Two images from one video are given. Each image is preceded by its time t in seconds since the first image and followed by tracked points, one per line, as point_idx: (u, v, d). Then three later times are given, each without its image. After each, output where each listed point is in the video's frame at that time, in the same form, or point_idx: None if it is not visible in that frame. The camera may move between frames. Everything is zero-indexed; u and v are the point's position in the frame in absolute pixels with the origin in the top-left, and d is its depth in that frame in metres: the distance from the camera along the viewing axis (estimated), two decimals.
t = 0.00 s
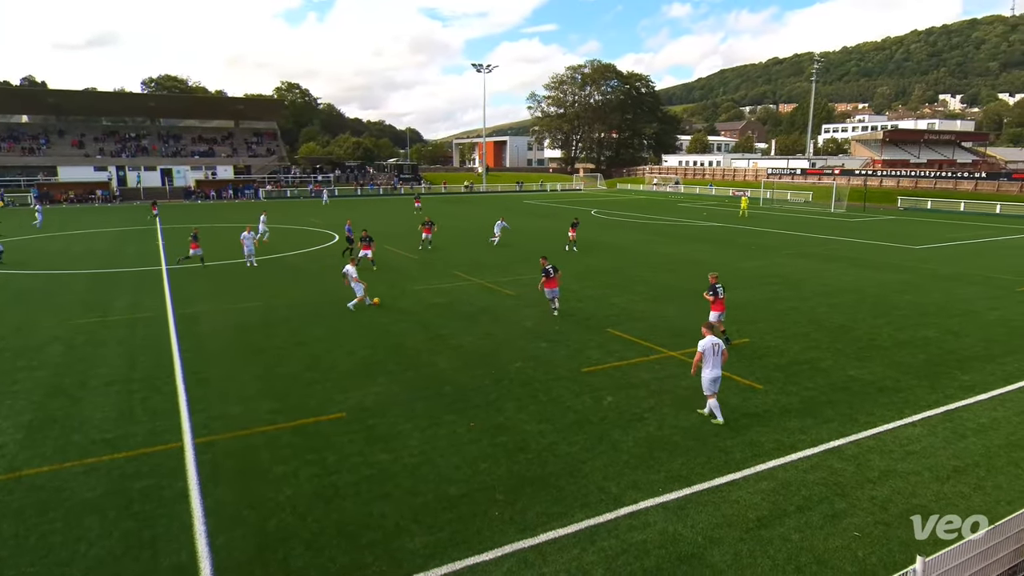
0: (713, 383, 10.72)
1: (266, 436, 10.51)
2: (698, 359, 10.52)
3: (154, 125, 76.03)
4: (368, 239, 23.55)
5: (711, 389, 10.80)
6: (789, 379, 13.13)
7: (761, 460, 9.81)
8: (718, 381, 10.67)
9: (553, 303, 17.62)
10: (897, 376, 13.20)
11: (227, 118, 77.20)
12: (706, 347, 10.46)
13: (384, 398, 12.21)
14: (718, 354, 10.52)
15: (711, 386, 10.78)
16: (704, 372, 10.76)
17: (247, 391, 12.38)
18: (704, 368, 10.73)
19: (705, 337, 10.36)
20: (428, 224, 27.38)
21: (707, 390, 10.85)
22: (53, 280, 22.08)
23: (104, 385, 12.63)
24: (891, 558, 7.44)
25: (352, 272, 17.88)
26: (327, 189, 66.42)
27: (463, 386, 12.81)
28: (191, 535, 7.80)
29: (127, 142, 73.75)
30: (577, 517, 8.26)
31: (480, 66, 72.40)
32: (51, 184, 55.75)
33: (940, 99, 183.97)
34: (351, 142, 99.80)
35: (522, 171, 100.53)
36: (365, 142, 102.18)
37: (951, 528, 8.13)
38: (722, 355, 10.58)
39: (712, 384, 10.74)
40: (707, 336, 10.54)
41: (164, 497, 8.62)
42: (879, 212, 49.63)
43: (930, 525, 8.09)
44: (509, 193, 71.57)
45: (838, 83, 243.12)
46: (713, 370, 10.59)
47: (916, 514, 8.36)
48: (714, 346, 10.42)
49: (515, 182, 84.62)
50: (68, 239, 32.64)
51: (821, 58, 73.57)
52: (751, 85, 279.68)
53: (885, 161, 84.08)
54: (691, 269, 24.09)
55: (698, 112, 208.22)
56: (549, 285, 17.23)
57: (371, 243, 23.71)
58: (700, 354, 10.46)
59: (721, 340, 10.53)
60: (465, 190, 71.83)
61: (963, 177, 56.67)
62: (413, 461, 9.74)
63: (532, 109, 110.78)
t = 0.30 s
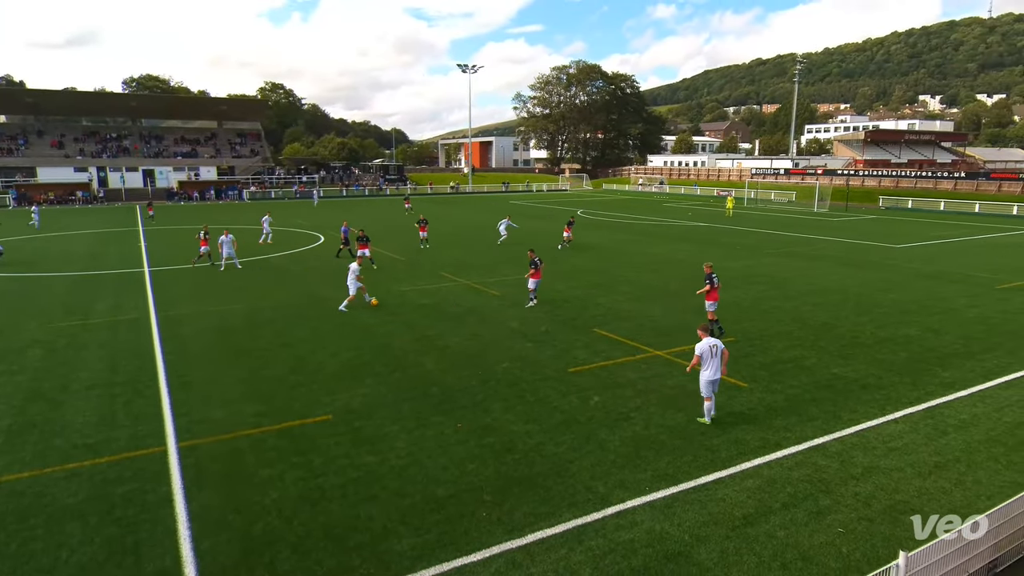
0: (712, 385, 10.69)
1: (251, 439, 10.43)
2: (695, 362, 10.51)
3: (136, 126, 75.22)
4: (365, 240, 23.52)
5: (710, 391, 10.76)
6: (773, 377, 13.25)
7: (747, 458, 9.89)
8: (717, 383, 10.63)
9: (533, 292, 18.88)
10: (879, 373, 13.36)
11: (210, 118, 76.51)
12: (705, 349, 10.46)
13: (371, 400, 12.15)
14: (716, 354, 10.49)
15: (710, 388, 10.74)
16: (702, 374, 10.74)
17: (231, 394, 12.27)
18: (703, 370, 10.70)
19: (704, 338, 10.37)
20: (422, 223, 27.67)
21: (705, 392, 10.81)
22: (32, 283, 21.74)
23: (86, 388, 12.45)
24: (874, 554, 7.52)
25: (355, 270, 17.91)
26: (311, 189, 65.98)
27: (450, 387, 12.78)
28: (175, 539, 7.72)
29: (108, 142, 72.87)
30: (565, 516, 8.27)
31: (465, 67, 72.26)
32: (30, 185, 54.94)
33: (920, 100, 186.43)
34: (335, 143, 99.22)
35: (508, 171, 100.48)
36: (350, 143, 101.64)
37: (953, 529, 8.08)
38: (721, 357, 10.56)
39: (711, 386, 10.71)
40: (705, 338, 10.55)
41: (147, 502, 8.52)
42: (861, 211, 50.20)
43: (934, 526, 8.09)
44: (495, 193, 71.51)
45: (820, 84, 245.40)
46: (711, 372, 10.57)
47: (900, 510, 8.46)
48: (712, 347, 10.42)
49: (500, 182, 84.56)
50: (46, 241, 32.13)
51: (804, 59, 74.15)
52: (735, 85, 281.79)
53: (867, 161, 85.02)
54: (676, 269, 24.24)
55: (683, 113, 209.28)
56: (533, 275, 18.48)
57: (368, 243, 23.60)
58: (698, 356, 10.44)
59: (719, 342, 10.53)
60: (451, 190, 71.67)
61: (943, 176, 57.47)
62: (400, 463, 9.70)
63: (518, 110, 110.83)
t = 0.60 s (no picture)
0: (703, 387, 10.68)
1: (232, 442, 10.32)
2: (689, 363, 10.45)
3: (112, 125, 74.14)
4: (356, 237, 23.48)
5: (701, 393, 10.76)
6: (754, 375, 13.39)
7: (728, 455, 9.99)
8: (708, 386, 10.62)
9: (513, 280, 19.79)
10: (858, 370, 13.57)
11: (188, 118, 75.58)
12: (700, 351, 10.41)
13: (353, 400, 12.08)
14: (711, 357, 10.45)
15: (701, 389, 10.72)
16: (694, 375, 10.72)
17: (212, 396, 12.13)
18: (695, 372, 10.68)
19: (699, 340, 10.30)
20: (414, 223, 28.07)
21: (695, 394, 10.80)
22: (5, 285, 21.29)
23: (62, 392, 12.23)
24: (852, 548, 7.63)
25: (345, 271, 18.08)
26: (291, 189, 65.36)
27: (434, 387, 12.74)
28: (154, 544, 7.61)
29: (83, 142, 71.72)
30: (549, 515, 8.29)
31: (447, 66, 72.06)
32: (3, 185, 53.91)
33: (895, 102, 189.64)
34: (316, 142, 98.44)
35: (490, 171, 100.42)
36: (331, 142, 100.94)
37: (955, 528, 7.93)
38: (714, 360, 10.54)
39: (702, 388, 10.70)
40: (700, 339, 10.50)
41: (126, 507, 8.39)
42: (839, 211, 50.88)
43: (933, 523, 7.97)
44: (477, 193, 71.39)
45: (798, 85, 248.61)
46: (704, 374, 10.55)
47: (877, 504, 8.61)
48: (707, 350, 10.37)
49: (483, 182, 84.50)
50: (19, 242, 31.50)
51: (782, 60, 75.02)
52: (715, 86, 284.38)
53: (844, 161, 86.26)
54: (658, 268, 24.40)
55: (664, 113, 210.68)
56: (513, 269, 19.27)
57: (359, 241, 23.53)
58: (693, 358, 10.40)
59: (713, 344, 10.49)
60: (433, 190, 71.46)
61: (918, 176, 58.48)
62: (383, 465, 9.64)
63: (500, 110, 110.79)
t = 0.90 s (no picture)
0: (689, 388, 10.70)
1: (205, 446, 10.16)
2: (676, 362, 10.50)
3: (79, 124, 72.45)
4: (337, 238, 23.58)
5: (686, 394, 10.78)
6: (729, 372, 13.56)
7: (705, 451, 10.10)
8: (694, 387, 10.62)
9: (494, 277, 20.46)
10: (829, 366, 13.81)
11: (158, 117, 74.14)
12: (686, 351, 10.47)
13: (330, 403, 11.96)
14: (697, 358, 10.50)
15: (687, 391, 10.74)
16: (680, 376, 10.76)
17: (185, 400, 11.92)
18: (681, 372, 10.72)
19: (686, 341, 10.36)
20: (406, 222, 28.90)
21: (680, 394, 10.82)
22: None
23: (28, 398, 11.91)
24: (826, 541, 7.76)
25: (326, 267, 17.71)
26: (265, 190, 64.48)
27: (411, 388, 12.68)
28: (126, 552, 7.45)
29: (49, 141, 69.98)
30: (528, 514, 8.31)
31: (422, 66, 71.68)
32: None
33: (864, 103, 193.39)
34: (290, 142, 97.26)
35: (466, 171, 100.13)
36: (305, 142, 99.82)
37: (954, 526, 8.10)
38: (701, 362, 10.57)
39: (687, 389, 10.73)
40: (688, 340, 10.56)
41: (96, 514, 8.21)
42: (810, 209, 51.69)
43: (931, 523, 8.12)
44: (453, 193, 71.10)
45: (770, 86, 252.22)
46: (690, 376, 10.58)
47: (850, 497, 8.78)
48: (693, 350, 10.43)
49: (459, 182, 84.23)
50: None
51: (754, 61, 76.00)
52: (689, 86, 287.12)
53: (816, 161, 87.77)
54: (634, 267, 24.58)
55: (639, 114, 212.17)
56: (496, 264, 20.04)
57: (342, 241, 23.81)
58: (678, 358, 10.47)
59: (701, 346, 10.53)
60: (409, 190, 71.04)
61: (886, 175, 59.65)
62: (361, 467, 9.57)
63: (476, 109, 110.51)
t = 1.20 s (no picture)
0: (670, 389, 10.62)
1: (174, 453, 9.95)
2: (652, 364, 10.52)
3: (39, 124, 70.35)
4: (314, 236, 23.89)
5: (668, 395, 10.68)
6: (701, 370, 13.72)
7: (679, 448, 10.22)
8: (674, 387, 10.56)
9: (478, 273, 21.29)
10: (798, 363, 14.06)
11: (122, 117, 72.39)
12: (662, 352, 10.48)
13: (302, 407, 11.81)
14: (675, 358, 10.47)
15: (669, 392, 10.66)
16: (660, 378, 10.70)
17: (152, 406, 11.68)
18: (661, 374, 10.67)
19: (661, 340, 10.39)
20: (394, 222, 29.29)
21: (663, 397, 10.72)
22: None
23: None
24: (796, 534, 7.91)
25: (297, 267, 17.41)
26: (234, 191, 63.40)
27: (385, 390, 12.59)
28: (92, 563, 7.27)
29: (7, 142, 67.82)
30: (503, 515, 8.30)
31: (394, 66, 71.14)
32: None
33: (830, 104, 197.51)
34: (260, 142, 95.84)
35: (440, 171, 99.73)
36: (275, 142, 98.45)
37: (952, 528, 8.36)
38: (679, 361, 10.53)
39: (669, 390, 10.64)
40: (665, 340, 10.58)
41: (59, 524, 7.99)
42: (778, 209, 52.60)
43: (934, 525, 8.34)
44: (427, 194, 70.77)
45: (739, 87, 256.03)
46: (670, 376, 10.52)
47: (819, 491, 8.96)
48: (669, 350, 10.43)
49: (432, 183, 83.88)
50: None
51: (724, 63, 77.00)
52: (660, 87, 290.08)
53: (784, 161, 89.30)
54: (607, 267, 24.75)
55: (611, 114, 213.68)
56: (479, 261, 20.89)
57: (317, 241, 23.94)
58: (654, 359, 10.47)
59: (678, 345, 10.53)
60: (381, 191, 70.52)
61: (852, 175, 60.97)
62: (335, 470, 9.47)
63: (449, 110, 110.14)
